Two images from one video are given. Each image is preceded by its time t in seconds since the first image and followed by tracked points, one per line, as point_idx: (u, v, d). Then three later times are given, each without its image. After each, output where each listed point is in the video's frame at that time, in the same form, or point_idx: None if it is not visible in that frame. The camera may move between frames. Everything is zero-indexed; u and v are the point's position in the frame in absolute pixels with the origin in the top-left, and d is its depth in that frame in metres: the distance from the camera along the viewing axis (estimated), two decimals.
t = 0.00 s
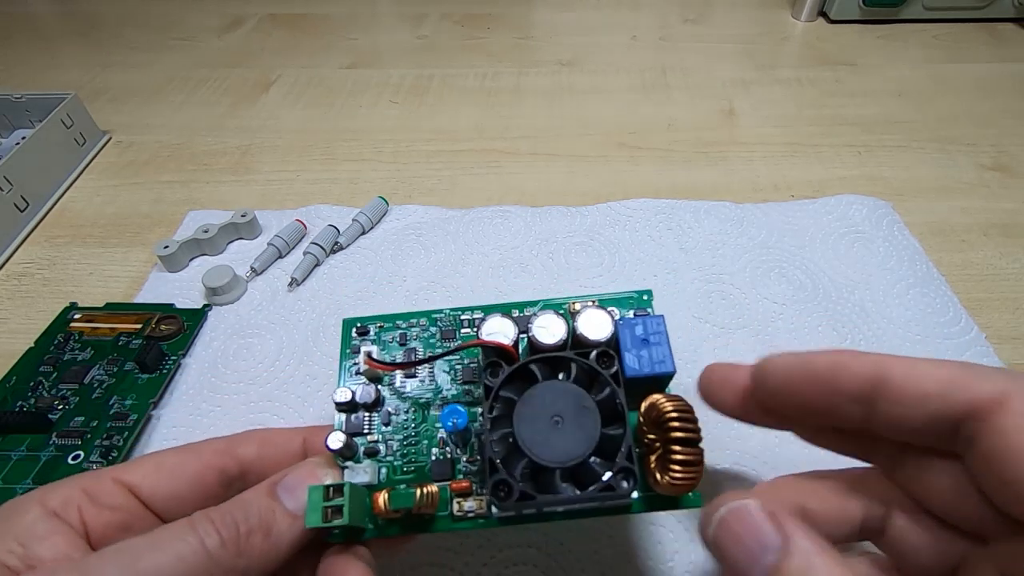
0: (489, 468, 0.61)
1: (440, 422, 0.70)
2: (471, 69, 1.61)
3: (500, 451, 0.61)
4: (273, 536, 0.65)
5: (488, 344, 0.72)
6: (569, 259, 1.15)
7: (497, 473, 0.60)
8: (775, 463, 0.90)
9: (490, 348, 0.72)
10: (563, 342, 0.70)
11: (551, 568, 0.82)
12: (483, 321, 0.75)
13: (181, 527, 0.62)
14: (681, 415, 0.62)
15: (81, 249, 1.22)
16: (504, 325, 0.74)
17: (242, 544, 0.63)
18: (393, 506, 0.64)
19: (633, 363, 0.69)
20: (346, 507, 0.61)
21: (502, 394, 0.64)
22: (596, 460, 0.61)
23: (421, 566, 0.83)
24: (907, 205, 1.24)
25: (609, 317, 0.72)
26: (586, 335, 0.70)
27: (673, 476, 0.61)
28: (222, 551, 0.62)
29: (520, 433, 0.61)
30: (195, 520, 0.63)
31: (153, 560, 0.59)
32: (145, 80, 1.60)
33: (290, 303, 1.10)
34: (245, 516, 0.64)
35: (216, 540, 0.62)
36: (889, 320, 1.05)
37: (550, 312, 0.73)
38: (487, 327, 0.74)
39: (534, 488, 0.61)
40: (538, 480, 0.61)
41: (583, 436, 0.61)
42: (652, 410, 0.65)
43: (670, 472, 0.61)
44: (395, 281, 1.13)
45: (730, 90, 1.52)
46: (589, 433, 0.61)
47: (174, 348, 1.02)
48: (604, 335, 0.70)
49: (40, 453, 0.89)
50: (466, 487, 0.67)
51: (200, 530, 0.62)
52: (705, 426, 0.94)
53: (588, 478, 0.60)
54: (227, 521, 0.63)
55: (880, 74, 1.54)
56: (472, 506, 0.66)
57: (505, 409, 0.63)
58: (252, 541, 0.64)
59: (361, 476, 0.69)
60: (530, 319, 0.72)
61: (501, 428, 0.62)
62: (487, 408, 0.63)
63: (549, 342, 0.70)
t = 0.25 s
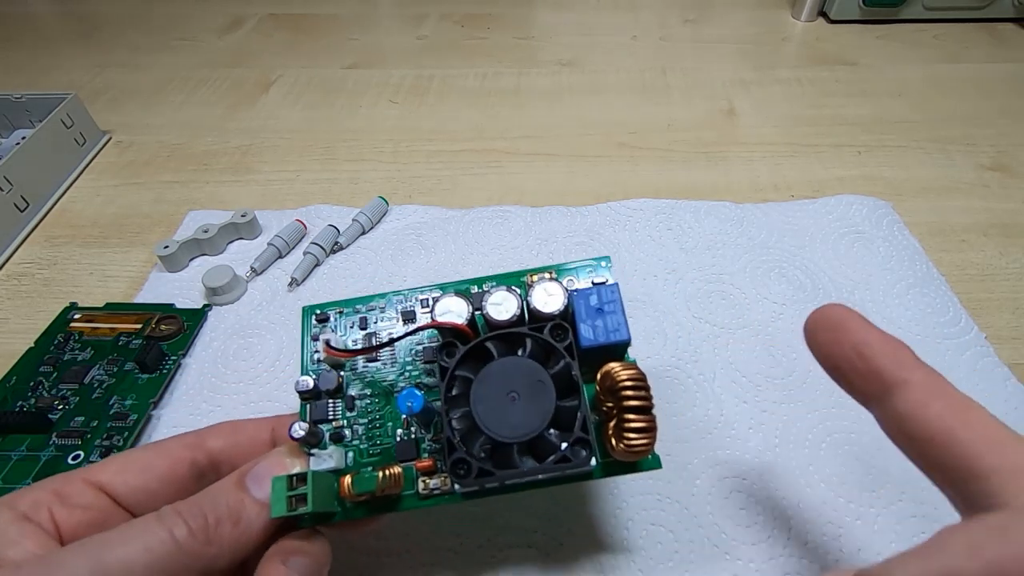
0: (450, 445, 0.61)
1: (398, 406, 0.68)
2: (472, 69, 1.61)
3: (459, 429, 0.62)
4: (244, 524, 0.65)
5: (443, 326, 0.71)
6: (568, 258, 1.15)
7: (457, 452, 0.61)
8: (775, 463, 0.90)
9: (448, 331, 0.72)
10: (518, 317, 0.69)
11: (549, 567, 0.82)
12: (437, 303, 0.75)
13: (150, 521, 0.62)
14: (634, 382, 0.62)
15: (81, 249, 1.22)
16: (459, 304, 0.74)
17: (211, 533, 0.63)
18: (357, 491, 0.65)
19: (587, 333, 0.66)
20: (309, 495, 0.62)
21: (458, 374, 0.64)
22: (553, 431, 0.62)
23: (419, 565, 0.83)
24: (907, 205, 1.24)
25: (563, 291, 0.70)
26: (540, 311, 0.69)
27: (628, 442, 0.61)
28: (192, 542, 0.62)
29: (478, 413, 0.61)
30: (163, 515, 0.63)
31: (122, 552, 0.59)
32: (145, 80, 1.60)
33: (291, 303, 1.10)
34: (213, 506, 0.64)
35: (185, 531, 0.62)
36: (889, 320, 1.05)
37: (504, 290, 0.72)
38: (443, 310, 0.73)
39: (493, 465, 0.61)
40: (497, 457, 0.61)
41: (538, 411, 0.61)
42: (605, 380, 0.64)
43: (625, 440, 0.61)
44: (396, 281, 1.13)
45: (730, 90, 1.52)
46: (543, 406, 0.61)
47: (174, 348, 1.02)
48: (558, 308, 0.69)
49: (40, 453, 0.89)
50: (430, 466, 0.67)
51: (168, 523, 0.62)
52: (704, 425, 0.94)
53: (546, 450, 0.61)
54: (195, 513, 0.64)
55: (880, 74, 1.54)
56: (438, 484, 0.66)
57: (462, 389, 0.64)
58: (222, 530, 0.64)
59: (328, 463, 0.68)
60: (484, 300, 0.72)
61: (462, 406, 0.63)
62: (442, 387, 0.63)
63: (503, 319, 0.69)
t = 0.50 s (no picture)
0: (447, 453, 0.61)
1: (394, 415, 0.70)
2: (472, 69, 1.61)
3: (455, 435, 0.62)
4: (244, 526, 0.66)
5: (440, 330, 0.71)
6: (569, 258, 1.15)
7: (453, 459, 0.61)
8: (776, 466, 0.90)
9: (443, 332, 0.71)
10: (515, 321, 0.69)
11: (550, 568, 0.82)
12: (432, 303, 0.73)
13: (153, 522, 0.62)
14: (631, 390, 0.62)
15: (81, 249, 1.22)
16: (454, 305, 0.72)
17: (214, 535, 0.64)
18: (355, 496, 0.64)
19: (585, 337, 0.67)
20: (309, 501, 0.61)
21: (454, 379, 0.63)
22: (549, 438, 0.61)
23: (420, 566, 0.83)
24: (907, 205, 1.24)
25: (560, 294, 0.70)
26: (538, 314, 0.68)
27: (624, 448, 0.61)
28: (196, 543, 0.62)
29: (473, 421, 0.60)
30: (166, 516, 0.63)
31: (127, 554, 0.59)
32: (145, 80, 1.60)
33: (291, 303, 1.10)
34: (215, 509, 0.65)
35: (188, 533, 0.62)
36: (889, 321, 1.05)
37: (500, 291, 0.71)
38: (437, 311, 0.72)
39: (488, 471, 0.61)
40: (493, 462, 0.61)
41: (535, 418, 0.60)
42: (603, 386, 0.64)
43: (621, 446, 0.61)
44: (396, 281, 1.13)
45: (730, 90, 1.52)
46: (539, 412, 0.60)
47: (174, 348, 1.02)
48: (555, 310, 0.68)
49: (40, 453, 0.89)
50: (427, 467, 0.68)
51: (171, 525, 0.62)
52: (705, 426, 0.94)
53: (542, 456, 0.61)
54: (197, 514, 0.64)
55: (880, 74, 1.54)
56: (436, 484, 0.67)
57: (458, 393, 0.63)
58: (225, 532, 0.65)
59: (327, 464, 0.68)
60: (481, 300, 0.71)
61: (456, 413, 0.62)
62: (439, 393, 0.63)
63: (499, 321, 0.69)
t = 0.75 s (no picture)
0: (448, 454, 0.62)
1: (395, 416, 0.70)
2: (472, 69, 1.61)
3: (456, 435, 0.62)
4: (246, 524, 0.65)
5: (438, 328, 0.70)
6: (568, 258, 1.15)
7: (456, 460, 0.61)
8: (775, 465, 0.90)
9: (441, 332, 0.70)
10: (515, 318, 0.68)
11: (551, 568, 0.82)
12: (431, 300, 0.72)
13: (152, 524, 0.62)
14: (633, 391, 0.62)
15: (82, 249, 1.22)
16: (454, 304, 0.71)
17: (214, 535, 0.63)
18: (356, 495, 0.65)
19: (587, 334, 0.68)
20: (311, 502, 0.60)
21: (455, 378, 0.63)
22: (552, 436, 0.62)
23: (420, 566, 0.83)
24: (907, 205, 1.24)
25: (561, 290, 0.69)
26: (540, 312, 0.67)
27: (624, 448, 0.61)
28: (196, 543, 0.62)
29: (476, 421, 0.60)
30: (166, 517, 0.62)
31: (126, 556, 0.59)
32: (145, 80, 1.60)
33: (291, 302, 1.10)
34: (215, 509, 0.64)
35: (188, 533, 0.62)
36: (889, 321, 1.05)
37: (500, 287, 0.70)
38: (436, 309, 0.71)
39: (491, 471, 0.61)
40: (493, 462, 0.61)
41: (539, 417, 0.60)
42: (604, 385, 0.64)
43: (621, 446, 0.61)
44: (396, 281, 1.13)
45: (730, 90, 1.52)
46: (541, 412, 0.60)
47: (174, 348, 1.02)
48: (557, 308, 0.67)
49: (40, 453, 0.89)
50: (428, 464, 0.68)
51: (171, 525, 0.62)
52: (705, 426, 0.94)
53: (545, 454, 0.61)
54: (197, 514, 0.63)
55: (880, 74, 1.54)
56: (436, 482, 0.67)
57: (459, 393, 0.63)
58: (225, 532, 0.64)
59: (325, 462, 0.68)
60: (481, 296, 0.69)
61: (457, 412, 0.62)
62: (440, 391, 0.63)
63: (500, 319, 0.68)
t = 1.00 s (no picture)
0: (453, 461, 0.62)
1: (397, 420, 0.69)
2: (472, 69, 1.61)
3: (462, 441, 0.62)
4: (245, 525, 0.65)
5: (442, 331, 0.69)
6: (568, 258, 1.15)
7: (461, 466, 0.61)
8: (775, 465, 0.90)
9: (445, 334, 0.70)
10: (521, 321, 0.67)
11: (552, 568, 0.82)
12: (437, 300, 0.71)
13: (151, 526, 0.62)
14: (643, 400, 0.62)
15: (82, 249, 1.22)
16: (459, 305, 0.71)
17: (214, 537, 0.64)
18: (358, 501, 0.65)
19: (597, 338, 0.66)
20: (313, 508, 0.60)
21: (461, 383, 0.63)
22: (560, 443, 0.61)
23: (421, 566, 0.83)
24: (907, 205, 1.24)
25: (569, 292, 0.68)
26: (548, 315, 0.67)
27: (636, 455, 0.62)
28: (196, 545, 0.62)
29: (482, 427, 0.60)
30: (165, 520, 0.62)
31: (124, 558, 0.59)
32: (144, 80, 1.60)
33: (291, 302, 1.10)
34: (215, 511, 0.64)
35: (188, 535, 0.62)
36: (889, 321, 1.05)
37: (506, 288, 0.69)
38: (441, 310, 0.70)
39: (496, 476, 0.61)
40: (501, 468, 0.61)
41: (546, 425, 0.60)
42: (614, 391, 0.64)
43: (632, 454, 0.62)
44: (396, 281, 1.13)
45: (730, 90, 1.52)
46: (548, 419, 0.60)
47: (174, 348, 1.02)
48: (565, 310, 0.67)
49: (40, 453, 0.89)
50: (432, 467, 0.68)
51: (170, 528, 0.62)
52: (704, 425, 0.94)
53: (552, 461, 0.61)
54: (196, 516, 0.63)
55: (880, 74, 1.54)
56: (440, 485, 0.68)
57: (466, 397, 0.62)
58: (225, 535, 0.64)
59: (326, 463, 0.68)
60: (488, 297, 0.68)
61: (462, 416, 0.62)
62: (447, 397, 0.62)
63: (506, 321, 0.67)
